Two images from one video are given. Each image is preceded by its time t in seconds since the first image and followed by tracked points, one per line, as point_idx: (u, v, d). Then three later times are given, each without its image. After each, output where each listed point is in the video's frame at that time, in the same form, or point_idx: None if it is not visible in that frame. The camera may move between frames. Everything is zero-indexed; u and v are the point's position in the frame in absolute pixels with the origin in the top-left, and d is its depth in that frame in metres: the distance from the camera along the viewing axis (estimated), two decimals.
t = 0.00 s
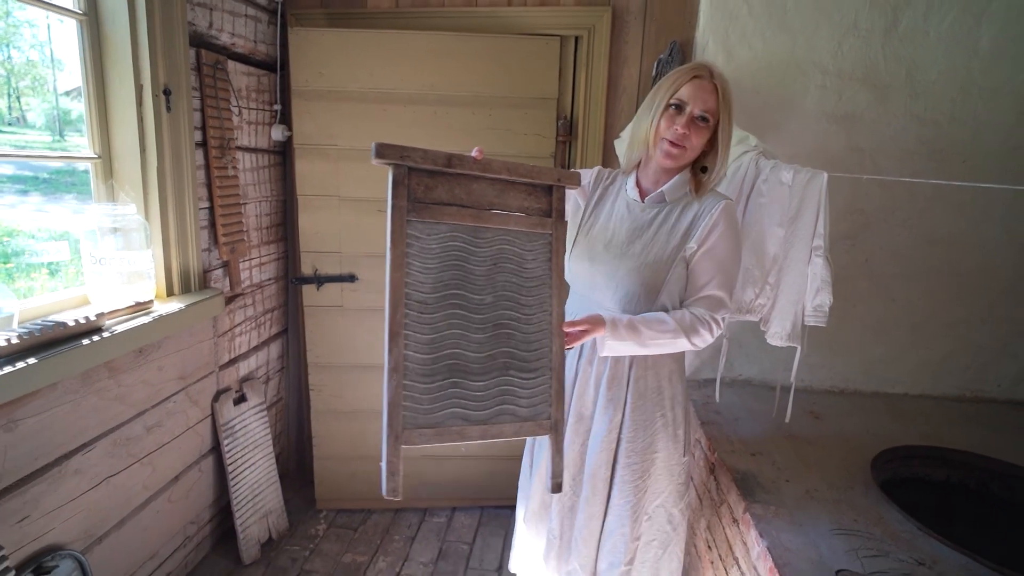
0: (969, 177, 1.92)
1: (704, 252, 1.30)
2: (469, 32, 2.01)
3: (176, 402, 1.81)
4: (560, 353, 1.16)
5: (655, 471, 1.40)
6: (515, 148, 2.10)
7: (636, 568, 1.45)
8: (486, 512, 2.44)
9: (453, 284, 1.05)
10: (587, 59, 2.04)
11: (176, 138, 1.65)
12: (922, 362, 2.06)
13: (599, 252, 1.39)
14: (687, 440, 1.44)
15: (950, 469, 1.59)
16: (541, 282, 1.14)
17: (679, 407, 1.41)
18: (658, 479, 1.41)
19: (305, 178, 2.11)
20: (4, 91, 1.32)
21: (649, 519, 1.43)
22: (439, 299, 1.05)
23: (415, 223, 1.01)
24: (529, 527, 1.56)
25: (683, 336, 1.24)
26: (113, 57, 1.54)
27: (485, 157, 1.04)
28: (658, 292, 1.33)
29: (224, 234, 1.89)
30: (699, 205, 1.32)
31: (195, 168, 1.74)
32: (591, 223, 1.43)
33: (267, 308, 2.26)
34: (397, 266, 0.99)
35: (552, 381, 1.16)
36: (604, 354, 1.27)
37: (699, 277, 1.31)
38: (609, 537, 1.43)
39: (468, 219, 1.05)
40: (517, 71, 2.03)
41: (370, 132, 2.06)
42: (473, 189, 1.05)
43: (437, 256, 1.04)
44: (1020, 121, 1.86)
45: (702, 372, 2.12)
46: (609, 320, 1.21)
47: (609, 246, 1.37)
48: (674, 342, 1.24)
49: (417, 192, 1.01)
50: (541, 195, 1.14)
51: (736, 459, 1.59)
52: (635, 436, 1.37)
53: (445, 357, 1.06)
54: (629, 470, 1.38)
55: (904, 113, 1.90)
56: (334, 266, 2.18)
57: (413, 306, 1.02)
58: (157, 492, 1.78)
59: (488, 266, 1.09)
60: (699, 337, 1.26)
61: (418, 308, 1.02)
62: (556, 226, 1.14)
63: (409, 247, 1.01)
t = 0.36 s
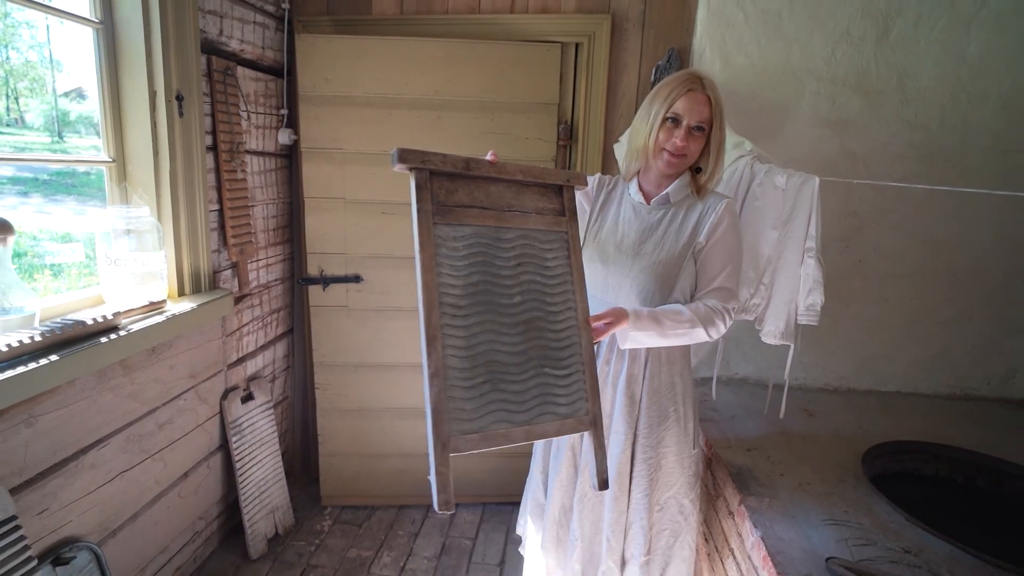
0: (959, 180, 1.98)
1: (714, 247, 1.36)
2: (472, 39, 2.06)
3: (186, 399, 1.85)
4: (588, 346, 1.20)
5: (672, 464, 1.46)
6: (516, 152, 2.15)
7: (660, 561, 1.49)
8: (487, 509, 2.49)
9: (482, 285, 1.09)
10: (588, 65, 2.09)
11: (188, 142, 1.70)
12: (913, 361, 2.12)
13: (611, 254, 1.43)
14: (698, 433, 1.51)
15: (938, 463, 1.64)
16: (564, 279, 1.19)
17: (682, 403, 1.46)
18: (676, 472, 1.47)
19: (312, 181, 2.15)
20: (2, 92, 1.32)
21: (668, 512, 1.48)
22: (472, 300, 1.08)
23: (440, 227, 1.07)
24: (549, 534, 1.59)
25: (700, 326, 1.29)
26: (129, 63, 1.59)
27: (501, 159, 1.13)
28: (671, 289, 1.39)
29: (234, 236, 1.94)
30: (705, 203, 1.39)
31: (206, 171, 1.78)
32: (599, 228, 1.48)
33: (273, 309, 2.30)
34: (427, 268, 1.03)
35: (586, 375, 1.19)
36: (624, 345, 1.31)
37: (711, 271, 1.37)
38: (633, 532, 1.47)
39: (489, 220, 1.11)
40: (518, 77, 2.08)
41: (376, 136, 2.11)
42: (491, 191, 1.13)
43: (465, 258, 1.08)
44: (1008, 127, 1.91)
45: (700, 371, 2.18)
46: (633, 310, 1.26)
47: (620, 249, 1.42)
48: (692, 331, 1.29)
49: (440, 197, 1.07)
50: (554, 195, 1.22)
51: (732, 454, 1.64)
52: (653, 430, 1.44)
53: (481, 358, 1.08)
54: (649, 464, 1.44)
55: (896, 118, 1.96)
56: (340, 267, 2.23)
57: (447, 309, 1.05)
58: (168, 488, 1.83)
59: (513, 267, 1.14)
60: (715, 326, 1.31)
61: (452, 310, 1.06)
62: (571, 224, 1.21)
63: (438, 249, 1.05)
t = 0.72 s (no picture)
0: (938, 178, 2.05)
1: (709, 243, 1.42)
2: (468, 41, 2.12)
3: (190, 393, 1.90)
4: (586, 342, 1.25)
5: (670, 451, 1.53)
6: (511, 151, 2.20)
7: (662, 546, 1.56)
8: (484, 500, 2.55)
9: (486, 281, 1.15)
10: (581, 66, 2.15)
11: (191, 141, 1.74)
12: (896, 353, 2.19)
13: (610, 252, 1.50)
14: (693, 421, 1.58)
15: (916, 449, 1.71)
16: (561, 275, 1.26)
17: (674, 393, 1.52)
18: (675, 458, 1.53)
19: (311, 180, 2.20)
20: None
21: (668, 499, 1.55)
22: (476, 296, 1.13)
23: (446, 226, 1.11)
24: (551, 523, 1.63)
25: (693, 319, 1.36)
26: (133, 63, 1.62)
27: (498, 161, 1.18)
28: (667, 284, 1.45)
29: (235, 233, 1.98)
30: (700, 201, 1.45)
31: (209, 170, 1.83)
32: (598, 227, 1.53)
33: (273, 305, 2.34)
34: (435, 265, 1.07)
35: (584, 366, 1.25)
36: (619, 338, 1.37)
37: (704, 267, 1.43)
38: (634, 519, 1.54)
39: (491, 218, 1.16)
40: (513, 77, 2.13)
41: (374, 135, 2.16)
42: (491, 191, 1.18)
43: (469, 256, 1.13)
44: (984, 126, 1.99)
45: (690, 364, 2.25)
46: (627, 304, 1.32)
47: (619, 247, 1.48)
48: (685, 324, 1.36)
49: (444, 196, 1.12)
50: (549, 195, 1.28)
51: (720, 441, 1.71)
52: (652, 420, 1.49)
53: (487, 350, 1.14)
54: (649, 452, 1.50)
55: (878, 118, 2.03)
56: (339, 264, 2.27)
57: (454, 305, 1.10)
58: (173, 479, 1.87)
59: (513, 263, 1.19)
60: (707, 319, 1.38)
61: (459, 306, 1.11)
62: (567, 222, 1.27)
63: (444, 247, 1.10)
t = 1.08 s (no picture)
0: (913, 177, 2.13)
1: (673, 248, 1.44)
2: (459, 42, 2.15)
3: (186, 390, 1.92)
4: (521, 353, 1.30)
5: (640, 444, 1.57)
6: (501, 150, 2.24)
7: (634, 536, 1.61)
8: (476, 494, 2.59)
9: (438, 295, 1.18)
10: (569, 68, 2.19)
11: (186, 141, 1.76)
12: (874, 346, 2.27)
13: (581, 248, 1.54)
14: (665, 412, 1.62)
15: (893, 438, 1.78)
16: (508, 294, 1.29)
17: (641, 383, 1.56)
18: (645, 450, 1.58)
19: (304, 179, 2.23)
20: None
21: (640, 491, 1.59)
22: (425, 306, 1.17)
23: (408, 239, 1.13)
24: (527, 506, 1.71)
25: (641, 327, 1.39)
26: (129, 65, 1.65)
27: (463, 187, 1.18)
28: (631, 286, 1.48)
29: (230, 232, 2.00)
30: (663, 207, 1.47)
31: (203, 170, 1.85)
32: (576, 222, 1.60)
33: (266, 303, 2.36)
34: (394, 278, 1.10)
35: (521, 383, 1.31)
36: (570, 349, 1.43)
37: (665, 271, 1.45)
38: (601, 506, 1.59)
39: (451, 235, 1.18)
40: (504, 79, 2.17)
41: (366, 135, 2.19)
42: (456, 211, 1.19)
43: (425, 267, 1.16)
44: (957, 127, 2.07)
45: (677, 358, 2.32)
46: (570, 320, 1.36)
47: (590, 244, 1.53)
48: (633, 333, 1.40)
49: (410, 211, 1.12)
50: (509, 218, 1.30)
51: (705, 432, 1.77)
52: (619, 413, 1.55)
53: (432, 360, 1.18)
54: (616, 442, 1.55)
55: (856, 119, 2.10)
56: (331, 262, 2.30)
57: (406, 314, 1.13)
58: (169, 475, 1.89)
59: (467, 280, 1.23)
60: (659, 326, 1.40)
61: (410, 316, 1.14)
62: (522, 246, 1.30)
63: (404, 256, 1.12)
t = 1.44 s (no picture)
0: (908, 176, 2.18)
1: (622, 254, 1.49)
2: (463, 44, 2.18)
3: (193, 388, 1.94)
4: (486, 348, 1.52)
5: (602, 441, 1.64)
6: (504, 150, 2.27)
7: (595, 533, 1.68)
8: (478, 490, 2.62)
9: (381, 346, 1.55)
10: (572, 69, 2.22)
11: (196, 141, 1.78)
12: (870, 343, 2.32)
13: (537, 254, 1.62)
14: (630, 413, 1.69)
15: (888, 432, 1.83)
16: (442, 355, 1.69)
17: (603, 381, 1.63)
18: (608, 449, 1.65)
19: (309, 178, 2.25)
20: None
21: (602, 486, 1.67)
22: (363, 373, 1.54)
23: (362, 308, 1.45)
24: (497, 490, 1.81)
25: (603, 334, 1.47)
26: (139, 67, 1.67)
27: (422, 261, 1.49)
28: (588, 290, 1.57)
29: (236, 231, 2.02)
30: (614, 211, 1.51)
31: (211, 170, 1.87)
32: (535, 226, 1.66)
33: (271, 301, 2.38)
34: (346, 341, 1.43)
35: (435, 408, 1.76)
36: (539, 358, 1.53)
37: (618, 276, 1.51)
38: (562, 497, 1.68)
39: (400, 307, 1.51)
40: (507, 80, 2.20)
41: (371, 135, 2.22)
42: (408, 285, 1.50)
43: (372, 342, 1.52)
44: (948, 129, 2.13)
45: (677, 355, 2.37)
46: (534, 333, 1.47)
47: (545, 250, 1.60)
48: (597, 339, 1.48)
49: (368, 286, 1.43)
50: (453, 283, 1.60)
51: (706, 427, 1.80)
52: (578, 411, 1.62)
53: (369, 392, 1.59)
54: (575, 437, 1.62)
55: (853, 120, 2.14)
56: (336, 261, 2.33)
57: (354, 362, 1.50)
58: (177, 472, 1.91)
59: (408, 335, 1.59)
60: (621, 330, 1.47)
61: (357, 363, 1.51)
62: (459, 309, 1.64)
63: (355, 331, 1.46)
